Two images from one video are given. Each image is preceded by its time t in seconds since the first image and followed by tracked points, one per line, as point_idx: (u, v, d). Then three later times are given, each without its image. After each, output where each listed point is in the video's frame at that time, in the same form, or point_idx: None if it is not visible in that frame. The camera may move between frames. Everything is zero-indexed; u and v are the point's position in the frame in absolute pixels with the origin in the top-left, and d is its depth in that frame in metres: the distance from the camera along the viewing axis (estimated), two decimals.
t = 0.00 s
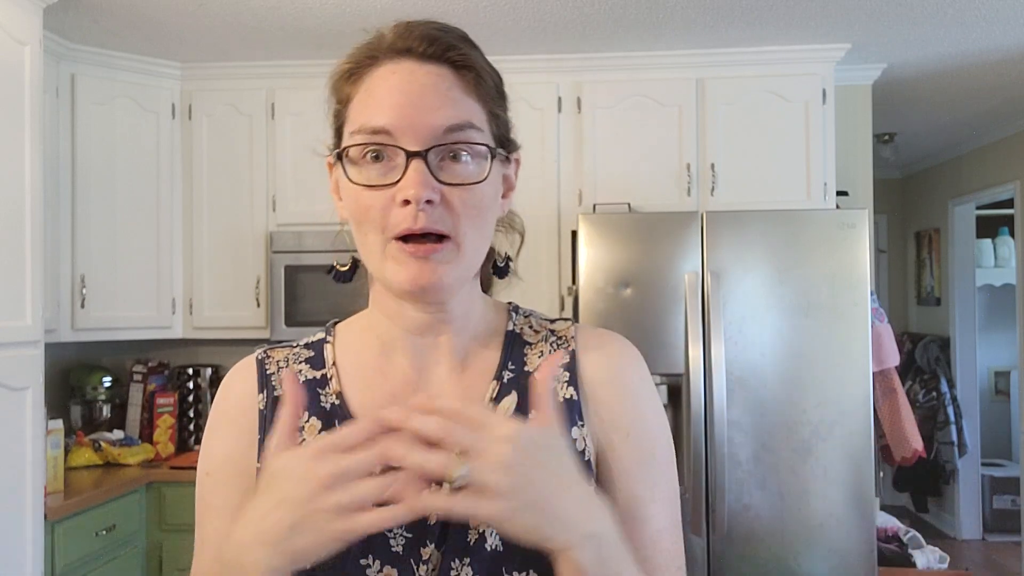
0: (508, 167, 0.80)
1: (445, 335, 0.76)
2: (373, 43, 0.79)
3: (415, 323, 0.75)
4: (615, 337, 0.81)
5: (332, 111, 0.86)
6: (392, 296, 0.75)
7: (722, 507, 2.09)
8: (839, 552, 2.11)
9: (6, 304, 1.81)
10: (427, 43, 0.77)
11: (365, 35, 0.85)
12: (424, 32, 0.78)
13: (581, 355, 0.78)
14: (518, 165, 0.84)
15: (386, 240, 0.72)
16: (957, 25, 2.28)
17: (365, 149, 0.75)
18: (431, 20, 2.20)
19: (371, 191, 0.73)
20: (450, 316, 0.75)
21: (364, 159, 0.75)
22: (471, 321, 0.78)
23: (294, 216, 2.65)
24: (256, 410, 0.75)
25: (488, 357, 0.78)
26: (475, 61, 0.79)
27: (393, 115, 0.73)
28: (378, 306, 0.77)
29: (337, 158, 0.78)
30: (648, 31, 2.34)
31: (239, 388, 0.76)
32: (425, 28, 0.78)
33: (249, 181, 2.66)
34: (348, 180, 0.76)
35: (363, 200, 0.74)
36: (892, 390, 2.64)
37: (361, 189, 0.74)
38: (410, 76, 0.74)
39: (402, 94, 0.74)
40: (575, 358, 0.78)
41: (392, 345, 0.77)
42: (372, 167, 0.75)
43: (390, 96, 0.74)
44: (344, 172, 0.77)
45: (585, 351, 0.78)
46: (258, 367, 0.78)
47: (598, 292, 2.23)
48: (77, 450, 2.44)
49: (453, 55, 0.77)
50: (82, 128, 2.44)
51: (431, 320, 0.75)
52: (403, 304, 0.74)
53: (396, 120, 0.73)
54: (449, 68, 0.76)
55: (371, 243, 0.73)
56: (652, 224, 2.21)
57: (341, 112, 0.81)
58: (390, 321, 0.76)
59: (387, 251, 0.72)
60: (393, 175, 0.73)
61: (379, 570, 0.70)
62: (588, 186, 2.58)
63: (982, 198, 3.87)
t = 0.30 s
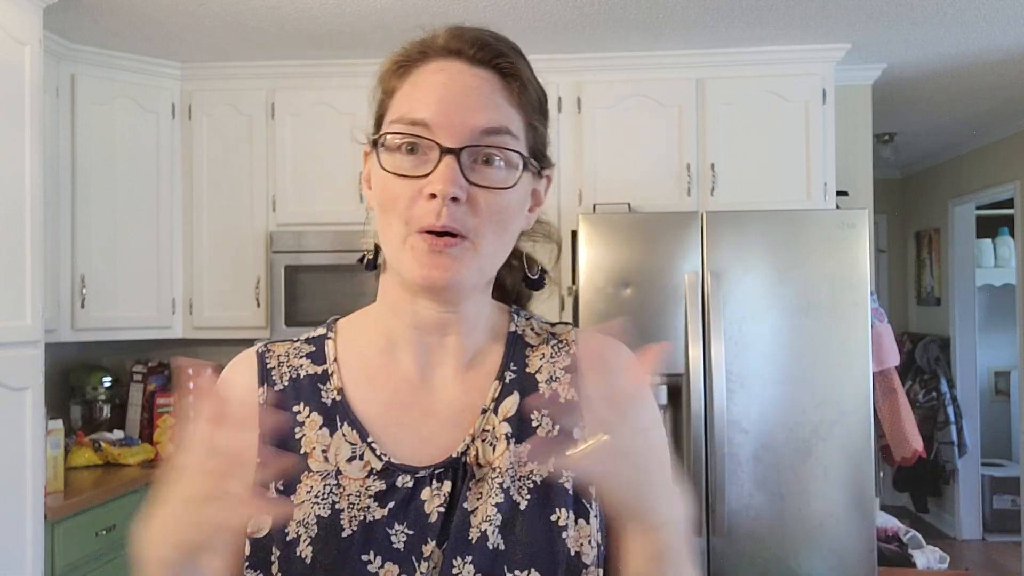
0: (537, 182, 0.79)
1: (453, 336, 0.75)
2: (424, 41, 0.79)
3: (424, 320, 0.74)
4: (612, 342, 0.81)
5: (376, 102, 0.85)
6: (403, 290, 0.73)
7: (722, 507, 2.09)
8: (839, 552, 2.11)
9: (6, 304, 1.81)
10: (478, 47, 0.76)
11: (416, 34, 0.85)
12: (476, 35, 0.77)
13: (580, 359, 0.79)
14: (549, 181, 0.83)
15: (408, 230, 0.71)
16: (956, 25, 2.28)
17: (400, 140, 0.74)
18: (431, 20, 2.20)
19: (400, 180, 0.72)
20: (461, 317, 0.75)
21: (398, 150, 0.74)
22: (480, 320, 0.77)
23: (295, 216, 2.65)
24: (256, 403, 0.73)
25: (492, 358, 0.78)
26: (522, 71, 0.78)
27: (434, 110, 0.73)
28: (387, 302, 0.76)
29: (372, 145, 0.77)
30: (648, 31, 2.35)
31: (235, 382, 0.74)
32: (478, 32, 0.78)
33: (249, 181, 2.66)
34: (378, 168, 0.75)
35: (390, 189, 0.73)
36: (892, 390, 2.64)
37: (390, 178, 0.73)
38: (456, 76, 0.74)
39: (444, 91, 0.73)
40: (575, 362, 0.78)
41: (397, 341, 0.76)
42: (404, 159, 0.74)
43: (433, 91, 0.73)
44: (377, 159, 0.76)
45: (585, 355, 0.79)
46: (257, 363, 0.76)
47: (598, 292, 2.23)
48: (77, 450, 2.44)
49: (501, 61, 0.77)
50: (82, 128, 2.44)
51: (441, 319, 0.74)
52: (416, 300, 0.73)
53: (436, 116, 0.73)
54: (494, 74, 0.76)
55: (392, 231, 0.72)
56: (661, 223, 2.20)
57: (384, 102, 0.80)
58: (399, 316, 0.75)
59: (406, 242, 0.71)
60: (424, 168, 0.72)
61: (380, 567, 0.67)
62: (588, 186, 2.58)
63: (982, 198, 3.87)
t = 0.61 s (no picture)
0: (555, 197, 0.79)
1: (458, 336, 0.76)
2: (468, 39, 0.77)
3: (431, 318, 0.75)
4: (616, 342, 0.82)
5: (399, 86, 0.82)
6: (415, 283, 0.74)
7: (722, 507, 2.09)
8: (839, 552, 2.11)
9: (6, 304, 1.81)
10: (523, 62, 0.75)
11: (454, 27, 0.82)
12: (524, 48, 0.76)
13: (586, 357, 0.79)
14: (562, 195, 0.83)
15: (425, 231, 0.71)
16: (956, 25, 2.28)
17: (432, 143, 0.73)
18: (431, 21, 2.20)
19: (427, 182, 0.72)
20: (465, 317, 0.75)
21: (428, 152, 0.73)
22: (485, 320, 0.78)
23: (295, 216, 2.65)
24: (258, 402, 0.73)
25: (496, 358, 0.78)
26: (558, 91, 0.78)
27: (471, 119, 0.72)
28: (396, 298, 0.77)
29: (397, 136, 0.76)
30: (648, 31, 2.35)
31: (236, 380, 0.74)
32: (526, 44, 0.77)
33: (249, 182, 2.67)
34: (403, 164, 0.74)
35: (415, 189, 0.72)
36: (892, 390, 2.64)
37: (415, 179, 0.72)
38: (500, 91, 0.73)
39: (485, 103, 0.72)
40: (581, 360, 0.78)
41: (403, 338, 0.77)
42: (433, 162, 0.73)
43: (473, 100, 0.72)
44: (401, 152, 0.75)
45: (590, 354, 0.79)
46: (259, 360, 0.75)
47: (598, 292, 2.23)
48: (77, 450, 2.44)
49: (542, 79, 0.76)
50: (82, 128, 2.45)
51: (447, 317, 0.75)
52: (425, 296, 0.74)
53: (473, 126, 0.72)
54: (536, 92, 0.75)
55: (407, 228, 0.72)
56: (671, 226, 2.20)
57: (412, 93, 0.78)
58: (407, 312, 0.76)
59: (425, 246, 0.71)
60: (453, 175, 0.72)
61: (387, 566, 0.66)
62: (588, 186, 2.58)
63: (982, 198, 3.87)
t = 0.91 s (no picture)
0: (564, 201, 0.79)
1: (463, 338, 0.76)
2: (485, 41, 0.77)
3: (438, 321, 0.75)
4: (620, 347, 0.82)
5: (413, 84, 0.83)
6: (421, 285, 0.74)
7: (722, 508, 2.09)
8: (839, 552, 2.11)
9: (6, 304, 1.82)
10: (539, 65, 0.75)
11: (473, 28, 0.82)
12: (541, 51, 0.76)
13: (592, 361, 0.79)
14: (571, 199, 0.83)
15: (432, 230, 0.71)
16: (956, 25, 2.28)
17: (443, 143, 0.73)
18: (431, 21, 2.20)
19: (436, 182, 0.72)
20: (472, 322, 0.75)
21: (439, 151, 0.73)
22: (491, 324, 0.78)
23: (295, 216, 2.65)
24: (264, 404, 0.73)
25: (501, 361, 0.78)
26: (574, 95, 0.78)
27: (482, 120, 0.72)
28: (400, 300, 0.77)
29: (410, 135, 0.76)
30: (649, 31, 2.35)
31: (243, 381, 0.74)
32: (542, 47, 0.77)
33: (249, 182, 2.66)
34: (414, 163, 0.74)
35: (424, 189, 0.72)
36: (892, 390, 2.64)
37: (425, 178, 0.73)
38: (513, 91, 0.72)
39: (497, 104, 0.72)
40: (588, 364, 0.78)
41: (408, 340, 0.76)
42: (444, 162, 0.73)
43: (486, 101, 0.72)
44: (412, 150, 0.75)
45: (597, 359, 0.79)
46: (264, 362, 0.75)
47: (598, 292, 2.23)
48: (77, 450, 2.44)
49: (558, 84, 0.76)
50: (82, 128, 2.44)
51: (453, 321, 0.75)
52: (431, 299, 0.74)
53: (485, 127, 0.72)
54: (550, 96, 0.75)
55: (415, 226, 0.72)
56: (678, 228, 2.19)
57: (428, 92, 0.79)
58: (413, 314, 0.76)
59: (431, 244, 0.71)
60: (463, 175, 0.72)
61: (390, 570, 0.67)
62: (588, 186, 2.58)
63: (982, 198, 3.87)
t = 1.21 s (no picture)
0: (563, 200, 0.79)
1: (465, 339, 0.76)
2: (476, 44, 0.77)
3: (440, 322, 0.75)
4: (625, 345, 0.82)
5: (411, 92, 0.83)
6: (423, 289, 0.74)
7: (721, 507, 2.09)
8: (839, 552, 2.11)
9: (6, 304, 1.82)
10: (530, 66, 0.75)
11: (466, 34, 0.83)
12: (531, 53, 0.76)
13: (592, 359, 0.79)
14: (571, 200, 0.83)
15: (430, 234, 0.71)
16: (956, 25, 2.28)
17: (437, 146, 0.73)
18: (432, 21, 2.20)
19: (431, 185, 0.72)
20: (475, 322, 0.76)
21: (434, 156, 0.73)
22: (494, 324, 0.78)
23: (294, 216, 2.65)
24: (267, 402, 0.73)
25: (502, 359, 0.78)
26: (567, 94, 0.78)
27: (474, 122, 0.72)
28: (402, 301, 0.77)
29: (407, 142, 0.77)
30: (649, 31, 2.35)
31: (247, 380, 0.74)
32: (532, 48, 0.77)
33: (249, 182, 2.66)
34: (410, 168, 0.74)
35: (419, 193, 0.72)
36: (892, 390, 2.64)
37: (420, 183, 0.72)
38: (504, 91, 0.72)
39: (489, 106, 0.72)
40: (588, 361, 0.78)
41: (410, 341, 0.77)
42: (439, 165, 0.73)
43: (478, 103, 0.72)
44: (408, 156, 0.75)
45: (598, 356, 0.79)
46: (269, 360, 0.76)
47: (598, 292, 2.23)
48: (77, 450, 2.44)
49: (549, 83, 0.76)
50: (82, 129, 2.44)
51: (455, 322, 0.75)
52: (432, 301, 0.74)
53: (477, 128, 0.71)
54: (542, 95, 0.75)
55: (413, 231, 0.72)
56: (676, 228, 2.19)
57: (423, 99, 0.79)
58: (415, 316, 0.76)
59: (429, 248, 0.71)
60: (458, 178, 0.71)
61: (390, 567, 0.68)
62: (588, 186, 2.58)
63: (982, 198, 3.87)
